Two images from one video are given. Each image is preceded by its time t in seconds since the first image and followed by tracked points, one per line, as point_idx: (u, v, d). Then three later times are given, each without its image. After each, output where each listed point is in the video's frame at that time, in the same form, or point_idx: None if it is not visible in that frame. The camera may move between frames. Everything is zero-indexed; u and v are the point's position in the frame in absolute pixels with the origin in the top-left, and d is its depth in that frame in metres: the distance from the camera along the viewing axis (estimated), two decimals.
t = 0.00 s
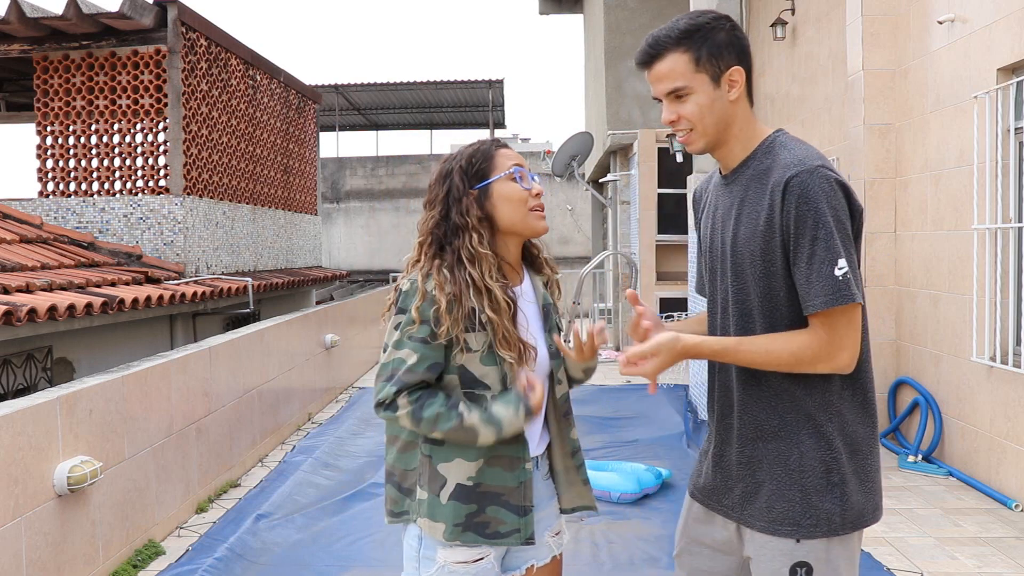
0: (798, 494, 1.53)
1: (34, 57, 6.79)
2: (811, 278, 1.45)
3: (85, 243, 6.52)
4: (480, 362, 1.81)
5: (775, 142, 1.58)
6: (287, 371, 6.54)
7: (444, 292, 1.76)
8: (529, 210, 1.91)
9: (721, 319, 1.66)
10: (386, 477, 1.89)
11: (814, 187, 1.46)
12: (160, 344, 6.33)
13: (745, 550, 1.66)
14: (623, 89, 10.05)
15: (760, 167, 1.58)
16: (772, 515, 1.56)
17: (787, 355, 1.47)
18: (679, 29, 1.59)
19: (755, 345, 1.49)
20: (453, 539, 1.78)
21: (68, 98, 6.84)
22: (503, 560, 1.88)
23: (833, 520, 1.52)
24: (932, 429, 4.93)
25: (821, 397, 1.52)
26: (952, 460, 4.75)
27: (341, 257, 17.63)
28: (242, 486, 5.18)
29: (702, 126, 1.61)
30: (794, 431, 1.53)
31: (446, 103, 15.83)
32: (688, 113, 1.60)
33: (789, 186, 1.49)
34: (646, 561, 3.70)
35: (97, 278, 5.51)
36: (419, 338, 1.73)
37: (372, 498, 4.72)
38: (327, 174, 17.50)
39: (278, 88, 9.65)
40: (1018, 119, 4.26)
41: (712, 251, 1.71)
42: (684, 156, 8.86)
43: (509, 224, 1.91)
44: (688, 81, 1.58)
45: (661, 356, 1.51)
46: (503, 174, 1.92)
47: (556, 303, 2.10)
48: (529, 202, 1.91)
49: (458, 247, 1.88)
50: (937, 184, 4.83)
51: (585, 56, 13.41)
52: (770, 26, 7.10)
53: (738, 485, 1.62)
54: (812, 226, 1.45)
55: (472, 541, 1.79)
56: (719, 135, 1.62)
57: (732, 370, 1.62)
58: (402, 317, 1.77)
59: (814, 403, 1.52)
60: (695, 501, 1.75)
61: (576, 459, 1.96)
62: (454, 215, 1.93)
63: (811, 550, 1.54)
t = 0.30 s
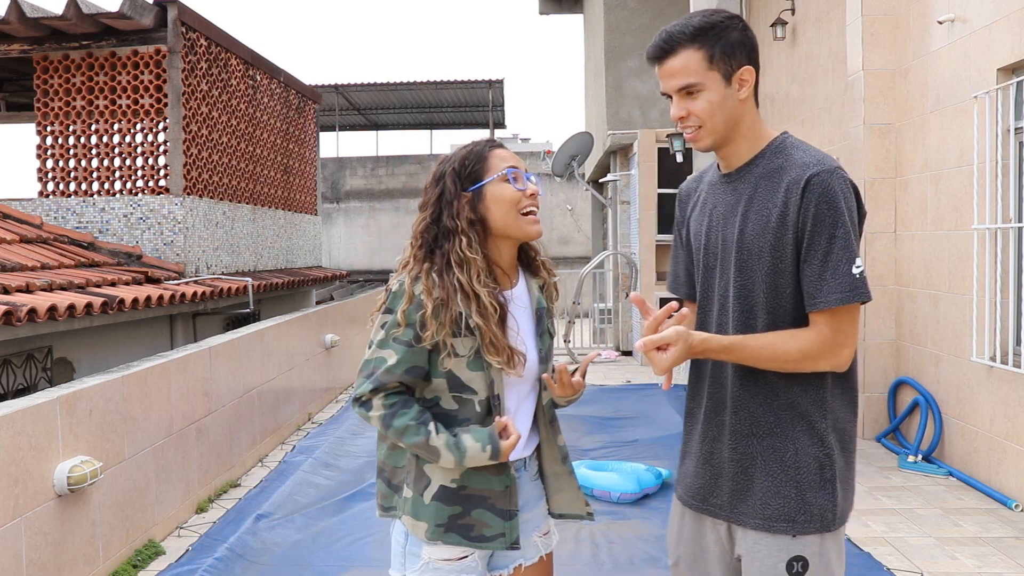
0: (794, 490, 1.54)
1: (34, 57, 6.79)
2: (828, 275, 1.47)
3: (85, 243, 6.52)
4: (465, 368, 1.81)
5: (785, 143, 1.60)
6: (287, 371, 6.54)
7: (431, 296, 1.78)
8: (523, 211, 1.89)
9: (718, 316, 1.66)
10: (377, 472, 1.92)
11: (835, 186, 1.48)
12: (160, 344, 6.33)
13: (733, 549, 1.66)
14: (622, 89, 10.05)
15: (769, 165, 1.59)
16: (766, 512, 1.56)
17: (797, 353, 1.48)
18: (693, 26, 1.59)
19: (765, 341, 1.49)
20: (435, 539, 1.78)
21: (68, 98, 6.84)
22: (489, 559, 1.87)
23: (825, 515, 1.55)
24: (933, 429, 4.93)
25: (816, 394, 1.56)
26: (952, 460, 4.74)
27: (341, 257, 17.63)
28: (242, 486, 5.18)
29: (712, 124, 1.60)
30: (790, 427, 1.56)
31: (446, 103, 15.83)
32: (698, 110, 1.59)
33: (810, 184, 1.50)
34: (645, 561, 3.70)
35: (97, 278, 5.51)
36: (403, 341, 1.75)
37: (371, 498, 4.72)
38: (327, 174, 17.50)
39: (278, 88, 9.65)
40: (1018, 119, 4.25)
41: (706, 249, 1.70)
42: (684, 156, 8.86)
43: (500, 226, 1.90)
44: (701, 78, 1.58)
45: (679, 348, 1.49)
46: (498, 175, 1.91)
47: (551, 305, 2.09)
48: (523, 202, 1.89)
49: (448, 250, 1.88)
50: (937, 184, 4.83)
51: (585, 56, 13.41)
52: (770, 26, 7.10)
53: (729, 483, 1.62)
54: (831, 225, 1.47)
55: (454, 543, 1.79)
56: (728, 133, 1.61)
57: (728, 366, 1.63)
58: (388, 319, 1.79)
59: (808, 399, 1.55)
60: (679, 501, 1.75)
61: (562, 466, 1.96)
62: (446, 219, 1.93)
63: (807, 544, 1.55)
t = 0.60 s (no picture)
0: (790, 483, 1.56)
1: (34, 57, 6.79)
2: (821, 274, 1.48)
3: (85, 243, 6.52)
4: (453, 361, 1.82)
5: (777, 145, 1.61)
6: (287, 371, 6.54)
7: (421, 285, 1.78)
8: (506, 216, 1.90)
9: (708, 314, 1.66)
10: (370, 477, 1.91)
11: (830, 188, 1.49)
12: (160, 344, 6.33)
13: (727, 546, 1.67)
14: (622, 89, 10.05)
15: (762, 167, 1.59)
16: (764, 505, 1.57)
17: (791, 351, 1.49)
18: (687, 28, 1.60)
19: (758, 339, 1.50)
20: (433, 540, 1.78)
21: (68, 98, 6.83)
22: (484, 559, 1.88)
23: (819, 508, 1.57)
24: (932, 429, 4.93)
25: (806, 389, 1.58)
26: (952, 460, 4.74)
27: (341, 257, 17.62)
28: (242, 486, 5.17)
29: (703, 125, 1.61)
30: (783, 422, 1.57)
31: (446, 103, 15.83)
32: (690, 111, 1.60)
33: (806, 186, 1.51)
34: (645, 561, 3.70)
35: (97, 278, 5.51)
36: (395, 329, 1.73)
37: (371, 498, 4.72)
38: (327, 174, 17.49)
39: (277, 88, 9.65)
40: (1018, 119, 4.25)
41: (695, 246, 1.70)
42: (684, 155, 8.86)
43: (486, 226, 1.91)
44: (693, 80, 1.58)
45: (681, 345, 1.50)
46: (482, 178, 1.91)
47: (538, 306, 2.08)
48: (508, 208, 1.90)
49: (435, 244, 1.89)
50: (937, 184, 4.83)
51: (585, 56, 13.41)
52: (770, 26, 7.11)
53: (724, 478, 1.62)
54: (826, 226, 1.48)
55: (453, 543, 1.79)
56: (719, 134, 1.61)
57: (722, 363, 1.63)
58: (379, 307, 1.76)
59: (799, 394, 1.58)
60: (666, 499, 1.74)
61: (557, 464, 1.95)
62: (432, 213, 1.94)
63: (804, 536, 1.57)
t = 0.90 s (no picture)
0: (784, 477, 1.57)
1: (34, 57, 6.79)
2: (813, 271, 1.49)
3: (85, 243, 6.52)
4: (456, 366, 1.81)
5: (768, 146, 1.61)
6: (287, 371, 6.54)
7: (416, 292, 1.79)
8: (517, 214, 1.91)
9: (699, 313, 1.65)
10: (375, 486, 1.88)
11: (824, 187, 1.50)
12: (160, 344, 6.33)
13: (721, 544, 1.67)
14: (622, 89, 10.05)
15: (754, 167, 1.60)
16: (759, 500, 1.58)
17: (784, 347, 1.50)
18: (672, 32, 1.61)
19: (752, 337, 1.50)
20: (444, 546, 1.78)
21: (68, 98, 6.83)
22: (488, 560, 1.88)
23: (812, 501, 1.58)
24: (933, 429, 4.93)
25: (797, 385, 1.59)
26: (952, 460, 4.74)
27: (341, 257, 17.63)
28: (242, 487, 5.17)
29: (687, 126, 1.62)
30: (777, 417, 1.58)
31: (446, 103, 15.83)
32: (674, 113, 1.61)
33: (800, 184, 1.52)
34: (645, 561, 3.69)
35: (97, 278, 5.51)
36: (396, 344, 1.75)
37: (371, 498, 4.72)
38: (327, 174, 17.49)
39: (277, 88, 9.65)
40: (1018, 119, 4.25)
41: (686, 245, 1.69)
42: (684, 155, 8.86)
43: (495, 226, 1.91)
44: (676, 82, 1.59)
45: (678, 348, 1.49)
46: (496, 175, 1.92)
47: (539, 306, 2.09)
48: (518, 206, 1.91)
49: (440, 244, 1.89)
50: (937, 184, 4.83)
51: (585, 56, 13.42)
52: (770, 26, 7.11)
53: (718, 473, 1.62)
54: (820, 223, 1.50)
55: (464, 547, 1.79)
56: (705, 135, 1.62)
57: (715, 361, 1.63)
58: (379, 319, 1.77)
59: (791, 390, 1.59)
60: (657, 495, 1.74)
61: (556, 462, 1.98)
62: (441, 211, 1.93)
63: (799, 529, 1.58)
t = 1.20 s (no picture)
0: (781, 474, 1.57)
1: (34, 57, 6.79)
2: (808, 268, 1.50)
3: (85, 243, 6.52)
4: (457, 369, 1.82)
5: (761, 146, 1.61)
6: (287, 371, 6.54)
7: (423, 292, 1.78)
8: (520, 216, 1.92)
9: (693, 312, 1.65)
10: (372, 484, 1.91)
11: (818, 186, 1.51)
12: (160, 344, 6.33)
13: (718, 542, 1.67)
14: (622, 89, 10.05)
15: (746, 166, 1.60)
16: (755, 496, 1.58)
17: (780, 344, 1.50)
18: (669, 32, 1.61)
19: (748, 336, 1.50)
20: (438, 546, 1.78)
21: (68, 98, 6.83)
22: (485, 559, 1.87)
23: (807, 497, 1.58)
24: (933, 429, 4.93)
25: (791, 382, 1.60)
26: (952, 460, 4.74)
27: (341, 257, 17.63)
28: (242, 487, 5.17)
29: (682, 126, 1.62)
30: (772, 414, 1.59)
31: (446, 103, 15.82)
32: (670, 113, 1.61)
33: (793, 183, 1.52)
34: (645, 561, 3.69)
35: (97, 278, 5.51)
36: (402, 346, 1.75)
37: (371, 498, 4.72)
38: (327, 174, 17.49)
39: (277, 88, 9.65)
40: (1018, 119, 4.24)
41: (678, 245, 1.69)
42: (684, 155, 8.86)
43: (498, 227, 1.92)
44: (673, 81, 1.59)
45: (677, 345, 1.48)
46: (501, 175, 1.92)
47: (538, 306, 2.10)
48: (521, 208, 1.93)
49: (445, 243, 1.89)
50: (937, 184, 4.83)
51: (585, 56, 13.41)
52: (770, 26, 7.11)
53: (714, 470, 1.62)
54: (814, 221, 1.50)
55: (456, 548, 1.78)
56: (700, 136, 1.62)
57: (711, 359, 1.63)
58: (385, 326, 1.78)
59: (787, 388, 1.60)
60: (653, 493, 1.73)
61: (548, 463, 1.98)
62: (446, 209, 1.92)
63: (796, 526, 1.58)
